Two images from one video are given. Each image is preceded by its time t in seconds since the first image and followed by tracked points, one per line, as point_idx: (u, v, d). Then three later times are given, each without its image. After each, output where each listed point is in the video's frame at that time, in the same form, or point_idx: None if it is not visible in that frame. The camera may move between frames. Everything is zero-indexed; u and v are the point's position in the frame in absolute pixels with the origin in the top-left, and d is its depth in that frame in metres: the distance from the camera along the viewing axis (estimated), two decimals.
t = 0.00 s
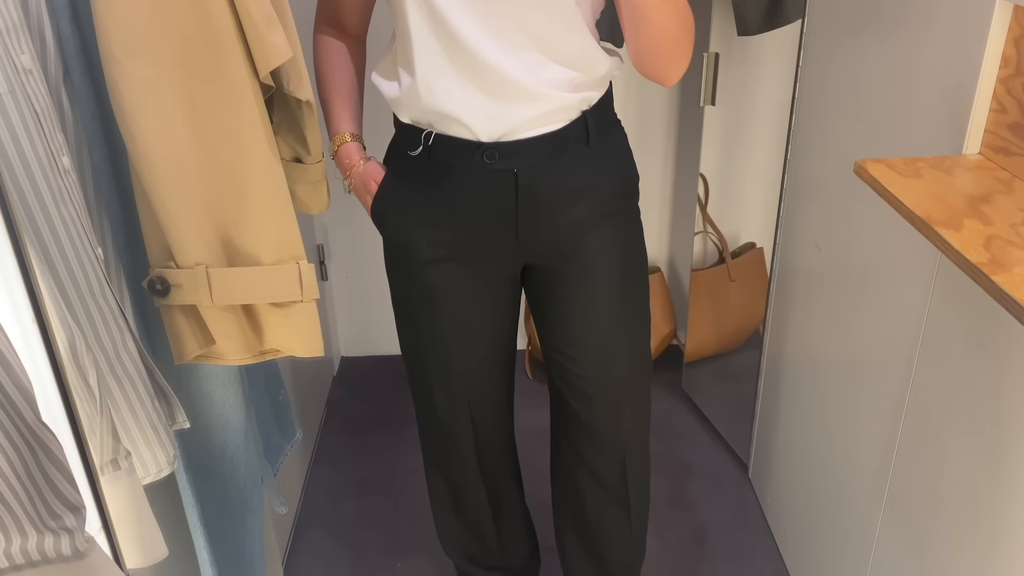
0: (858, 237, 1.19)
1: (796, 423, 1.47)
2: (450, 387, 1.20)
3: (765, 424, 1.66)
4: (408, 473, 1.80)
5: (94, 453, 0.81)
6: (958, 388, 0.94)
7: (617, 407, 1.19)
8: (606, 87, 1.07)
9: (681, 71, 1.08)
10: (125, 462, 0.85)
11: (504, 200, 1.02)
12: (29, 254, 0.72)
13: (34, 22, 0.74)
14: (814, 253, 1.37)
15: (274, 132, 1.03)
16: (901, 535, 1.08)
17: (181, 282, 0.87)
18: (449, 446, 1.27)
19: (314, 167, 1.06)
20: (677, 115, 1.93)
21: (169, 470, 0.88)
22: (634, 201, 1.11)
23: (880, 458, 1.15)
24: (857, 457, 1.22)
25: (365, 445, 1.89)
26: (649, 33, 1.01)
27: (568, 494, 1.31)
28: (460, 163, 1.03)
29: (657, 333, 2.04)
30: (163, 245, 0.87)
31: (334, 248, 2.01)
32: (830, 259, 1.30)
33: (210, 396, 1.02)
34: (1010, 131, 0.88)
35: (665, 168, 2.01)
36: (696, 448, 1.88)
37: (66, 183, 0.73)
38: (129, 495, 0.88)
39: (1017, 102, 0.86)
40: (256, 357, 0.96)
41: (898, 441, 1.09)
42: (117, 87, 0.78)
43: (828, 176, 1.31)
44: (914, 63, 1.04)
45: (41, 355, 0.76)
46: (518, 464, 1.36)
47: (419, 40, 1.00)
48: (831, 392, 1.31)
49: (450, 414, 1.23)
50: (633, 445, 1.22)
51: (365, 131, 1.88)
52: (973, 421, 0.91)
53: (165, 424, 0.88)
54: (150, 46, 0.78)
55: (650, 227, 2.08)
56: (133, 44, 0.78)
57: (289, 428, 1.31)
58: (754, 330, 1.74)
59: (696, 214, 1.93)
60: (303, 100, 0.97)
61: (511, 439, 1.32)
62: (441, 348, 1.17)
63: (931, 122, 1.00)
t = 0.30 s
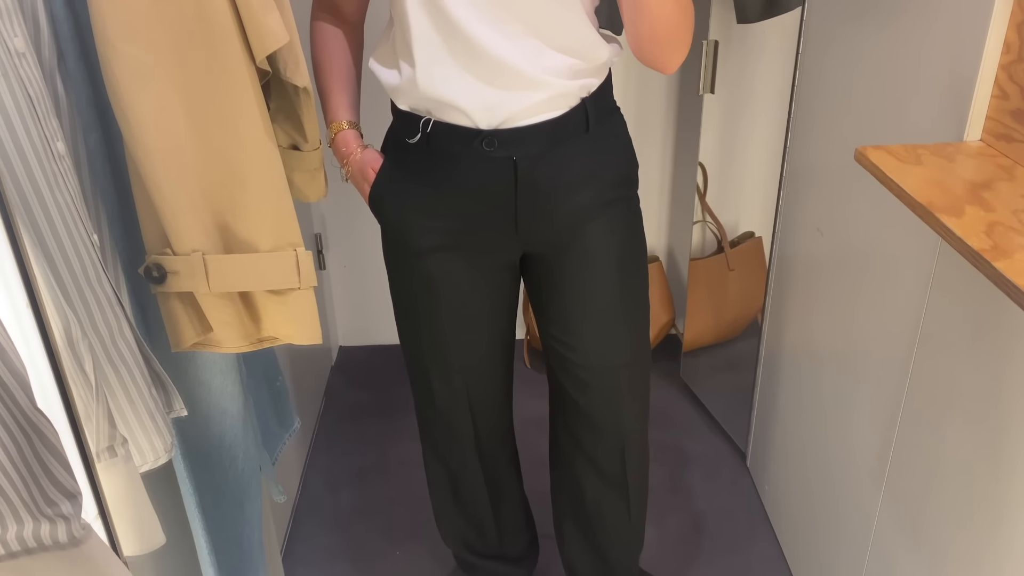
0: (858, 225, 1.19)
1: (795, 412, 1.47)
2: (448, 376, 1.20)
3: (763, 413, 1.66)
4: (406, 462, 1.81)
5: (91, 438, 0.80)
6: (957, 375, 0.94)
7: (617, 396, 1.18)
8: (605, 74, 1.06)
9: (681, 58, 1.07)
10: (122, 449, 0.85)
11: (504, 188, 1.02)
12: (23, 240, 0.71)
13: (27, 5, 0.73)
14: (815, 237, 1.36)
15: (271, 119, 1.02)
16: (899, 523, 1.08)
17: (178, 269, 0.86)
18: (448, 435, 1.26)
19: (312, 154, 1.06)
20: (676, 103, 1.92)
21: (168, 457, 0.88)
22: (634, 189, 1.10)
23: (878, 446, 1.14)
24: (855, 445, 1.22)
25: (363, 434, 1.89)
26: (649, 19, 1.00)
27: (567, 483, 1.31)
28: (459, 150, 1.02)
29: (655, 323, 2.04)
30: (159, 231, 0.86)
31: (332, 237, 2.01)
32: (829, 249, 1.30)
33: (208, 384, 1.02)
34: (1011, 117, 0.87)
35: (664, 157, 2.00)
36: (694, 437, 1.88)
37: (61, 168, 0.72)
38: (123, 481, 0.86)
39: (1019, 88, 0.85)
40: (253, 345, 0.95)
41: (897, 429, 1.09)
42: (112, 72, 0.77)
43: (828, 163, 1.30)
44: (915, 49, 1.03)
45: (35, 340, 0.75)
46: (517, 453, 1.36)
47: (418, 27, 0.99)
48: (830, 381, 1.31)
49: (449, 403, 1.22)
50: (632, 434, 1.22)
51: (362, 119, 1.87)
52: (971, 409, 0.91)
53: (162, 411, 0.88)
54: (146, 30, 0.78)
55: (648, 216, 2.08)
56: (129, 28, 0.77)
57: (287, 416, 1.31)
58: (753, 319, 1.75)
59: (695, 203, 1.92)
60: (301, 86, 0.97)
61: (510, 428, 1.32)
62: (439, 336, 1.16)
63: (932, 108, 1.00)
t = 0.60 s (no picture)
0: (857, 213, 1.19)
1: (793, 401, 1.47)
2: (444, 364, 1.20)
3: (761, 401, 1.66)
4: (403, 450, 1.80)
5: (82, 426, 0.80)
6: (955, 362, 0.94)
7: (614, 385, 1.18)
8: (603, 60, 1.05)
9: (679, 47, 1.06)
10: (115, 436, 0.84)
11: (501, 176, 1.01)
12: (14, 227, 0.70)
13: None
14: (815, 222, 1.35)
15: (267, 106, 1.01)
16: (896, 510, 1.08)
17: (172, 256, 0.86)
18: (444, 422, 1.26)
19: (307, 141, 1.05)
20: (674, 91, 1.91)
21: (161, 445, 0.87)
22: (632, 177, 1.10)
23: (876, 434, 1.14)
24: (852, 432, 1.22)
25: (361, 423, 1.89)
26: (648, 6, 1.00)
27: (564, 471, 1.31)
28: (455, 136, 1.01)
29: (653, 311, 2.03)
30: (153, 217, 0.86)
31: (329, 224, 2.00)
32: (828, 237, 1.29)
33: (203, 372, 1.01)
34: (1011, 103, 0.87)
35: (663, 145, 1.99)
36: (692, 425, 1.88)
37: (53, 153, 0.71)
38: (118, 473, 0.86)
39: (1019, 74, 0.85)
40: (248, 332, 0.94)
41: (894, 417, 1.08)
42: (106, 56, 0.77)
43: (827, 151, 1.30)
44: (915, 35, 1.02)
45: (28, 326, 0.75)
46: (514, 442, 1.36)
47: (414, 13, 0.98)
48: (827, 369, 1.30)
49: (445, 390, 1.22)
50: (630, 423, 1.22)
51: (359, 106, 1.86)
52: (970, 395, 0.91)
53: (157, 399, 0.87)
54: (138, 13, 0.77)
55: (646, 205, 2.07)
56: (121, 11, 0.76)
57: (284, 404, 1.31)
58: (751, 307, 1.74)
59: (693, 191, 1.91)
60: (295, 72, 0.96)
61: (507, 416, 1.31)
62: (436, 324, 1.16)
63: (931, 95, 0.99)
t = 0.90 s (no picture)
0: (856, 199, 1.18)
1: (790, 388, 1.47)
2: (440, 352, 1.19)
3: (758, 389, 1.66)
4: (399, 438, 1.80)
5: (71, 410, 0.80)
6: (953, 349, 0.94)
7: (612, 374, 1.17)
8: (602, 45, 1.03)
9: (677, 32, 1.04)
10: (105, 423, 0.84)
11: (499, 162, 1.00)
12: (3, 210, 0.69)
13: None
14: (814, 205, 1.33)
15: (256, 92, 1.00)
16: (893, 497, 1.08)
17: (163, 241, 0.85)
18: (440, 410, 1.26)
19: (297, 128, 1.04)
20: (672, 77, 1.90)
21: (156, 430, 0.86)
22: (630, 164, 1.09)
23: (873, 422, 1.14)
24: (849, 418, 1.22)
25: (357, 410, 1.88)
26: None
27: (561, 460, 1.30)
28: (452, 121, 1.00)
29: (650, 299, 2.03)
30: (144, 202, 0.85)
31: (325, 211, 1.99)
32: (826, 224, 1.28)
33: (197, 360, 1.01)
34: (1012, 88, 0.86)
35: (660, 132, 1.97)
36: (688, 413, 1.87)
37: (42, 136, 0.71)
38: (109, 455, 0.85)
39: (1020, 58, 0.84)
40: (241, 318, 0.93)
41: (892, 404, 1.08)
42: (96, 37, 0.76)
43: (825, 137, 1.29)
44: (915, 18, 1.01)
45: (15, 313, 0.74)
46: (510, 430, 1.35)
47: None
48: (824, 357, 1.30)
49: (441, 377, 1.22)
50: (627, 411, 1.21)
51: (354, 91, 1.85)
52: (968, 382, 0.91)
53: (150, 386, 0.86)
54: None
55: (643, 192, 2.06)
56: None
57: (279, 392, 1.30)
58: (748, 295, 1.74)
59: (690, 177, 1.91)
60: (284, 58, 0.94)
61: (504, 405, 1.31)
62: (431, 311, 1.15)
63: (931, 79, 0.98)
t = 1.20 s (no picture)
0: (853, 187, 1.17)
1: (786, 377, 1.47)
2: (437, 340, 1.19)
3: (754, 377, 1.66)
4: (396, 425, 1.80)
5: (67, 398, 0.79)
6: (949, 337, 0.94)
7: (609, 362, 1.17)
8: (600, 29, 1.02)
9: (674, 18, 1.03)
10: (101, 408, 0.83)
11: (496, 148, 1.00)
12: None
13: None
14: (812, 186, 1.33)
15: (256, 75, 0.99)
16: (888, 483, 1.09)
17: (159, 227, 0.84)
18: (437, 398, 1.25)
19: (298, 111, 1.04)
20: (669, 64, 1.89)
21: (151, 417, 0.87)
22: (627, 151, 1.08)
23: (869, 409, 1.14)
24: (845, 405, 1.22)
25: (353, 398, 1.88)
26: None
27: (558, 448, 1.30)
28: (448, 107, 0.99)
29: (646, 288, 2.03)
30: (139, 186, 0.84)
31: (321, 199, 1.98)
32: (823, 211, 1.28)
33: (194, 347, 1.01)
34: (1011, 74, 0.85)
35: (658, 120, 1.97)
36: (683, 401, 1.88)
37: (35, 119, 0.70)
38: (104, 442, 0.85)
39: (1019, 44, 0.83)
40: (238, 304, 0.93)
41: (888, 392, 1.08)
42: (88, 19, 0.75)
43: (822, 124, 1.28)
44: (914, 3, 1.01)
45: (10, 301, 0.73)
46: (507, 418, 1.35)
47: None
48: (820, 345, 1.30)
49: (438, 366, 1.21)
50: (624, 399, 1.21)
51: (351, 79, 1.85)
52: (964, 369, 0.91)
53: (145, 370, 0.87)
54: None
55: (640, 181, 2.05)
56: None
57: (276, 380, 1.30)
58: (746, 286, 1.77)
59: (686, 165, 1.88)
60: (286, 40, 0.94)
61: (501, 393, 1.31)
62: (428, 299, 1.15)
63: (929, 65, 0.98)
